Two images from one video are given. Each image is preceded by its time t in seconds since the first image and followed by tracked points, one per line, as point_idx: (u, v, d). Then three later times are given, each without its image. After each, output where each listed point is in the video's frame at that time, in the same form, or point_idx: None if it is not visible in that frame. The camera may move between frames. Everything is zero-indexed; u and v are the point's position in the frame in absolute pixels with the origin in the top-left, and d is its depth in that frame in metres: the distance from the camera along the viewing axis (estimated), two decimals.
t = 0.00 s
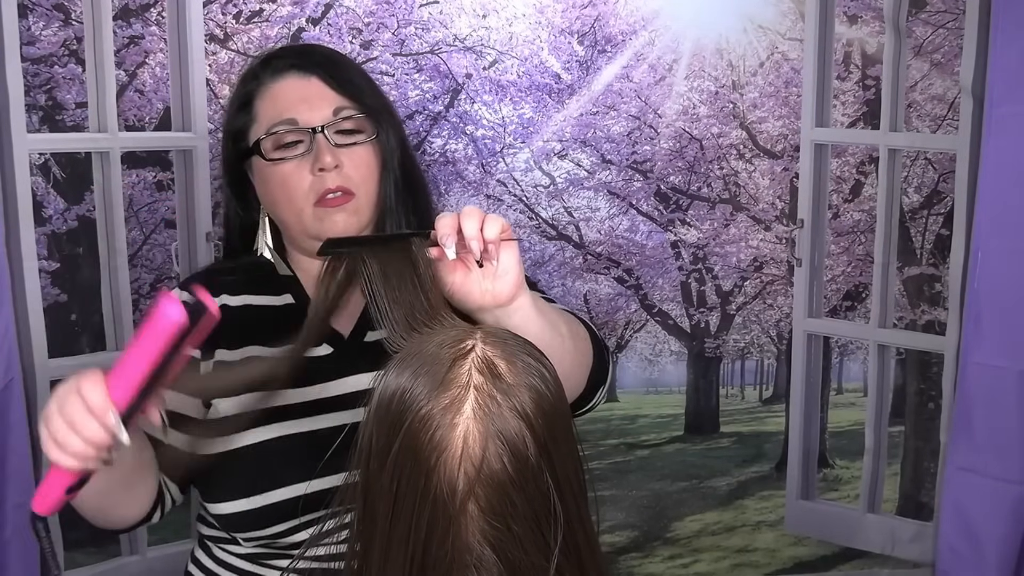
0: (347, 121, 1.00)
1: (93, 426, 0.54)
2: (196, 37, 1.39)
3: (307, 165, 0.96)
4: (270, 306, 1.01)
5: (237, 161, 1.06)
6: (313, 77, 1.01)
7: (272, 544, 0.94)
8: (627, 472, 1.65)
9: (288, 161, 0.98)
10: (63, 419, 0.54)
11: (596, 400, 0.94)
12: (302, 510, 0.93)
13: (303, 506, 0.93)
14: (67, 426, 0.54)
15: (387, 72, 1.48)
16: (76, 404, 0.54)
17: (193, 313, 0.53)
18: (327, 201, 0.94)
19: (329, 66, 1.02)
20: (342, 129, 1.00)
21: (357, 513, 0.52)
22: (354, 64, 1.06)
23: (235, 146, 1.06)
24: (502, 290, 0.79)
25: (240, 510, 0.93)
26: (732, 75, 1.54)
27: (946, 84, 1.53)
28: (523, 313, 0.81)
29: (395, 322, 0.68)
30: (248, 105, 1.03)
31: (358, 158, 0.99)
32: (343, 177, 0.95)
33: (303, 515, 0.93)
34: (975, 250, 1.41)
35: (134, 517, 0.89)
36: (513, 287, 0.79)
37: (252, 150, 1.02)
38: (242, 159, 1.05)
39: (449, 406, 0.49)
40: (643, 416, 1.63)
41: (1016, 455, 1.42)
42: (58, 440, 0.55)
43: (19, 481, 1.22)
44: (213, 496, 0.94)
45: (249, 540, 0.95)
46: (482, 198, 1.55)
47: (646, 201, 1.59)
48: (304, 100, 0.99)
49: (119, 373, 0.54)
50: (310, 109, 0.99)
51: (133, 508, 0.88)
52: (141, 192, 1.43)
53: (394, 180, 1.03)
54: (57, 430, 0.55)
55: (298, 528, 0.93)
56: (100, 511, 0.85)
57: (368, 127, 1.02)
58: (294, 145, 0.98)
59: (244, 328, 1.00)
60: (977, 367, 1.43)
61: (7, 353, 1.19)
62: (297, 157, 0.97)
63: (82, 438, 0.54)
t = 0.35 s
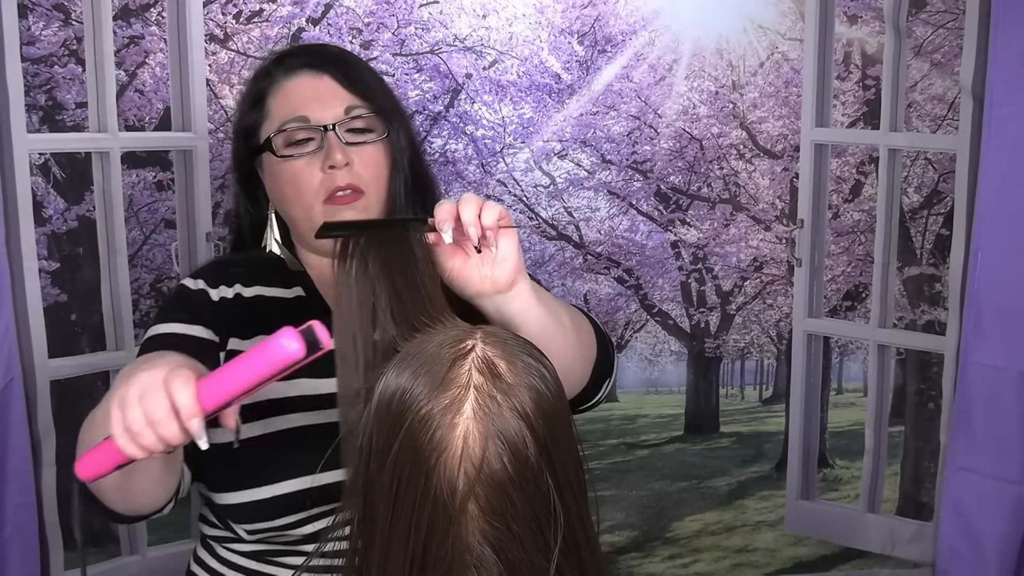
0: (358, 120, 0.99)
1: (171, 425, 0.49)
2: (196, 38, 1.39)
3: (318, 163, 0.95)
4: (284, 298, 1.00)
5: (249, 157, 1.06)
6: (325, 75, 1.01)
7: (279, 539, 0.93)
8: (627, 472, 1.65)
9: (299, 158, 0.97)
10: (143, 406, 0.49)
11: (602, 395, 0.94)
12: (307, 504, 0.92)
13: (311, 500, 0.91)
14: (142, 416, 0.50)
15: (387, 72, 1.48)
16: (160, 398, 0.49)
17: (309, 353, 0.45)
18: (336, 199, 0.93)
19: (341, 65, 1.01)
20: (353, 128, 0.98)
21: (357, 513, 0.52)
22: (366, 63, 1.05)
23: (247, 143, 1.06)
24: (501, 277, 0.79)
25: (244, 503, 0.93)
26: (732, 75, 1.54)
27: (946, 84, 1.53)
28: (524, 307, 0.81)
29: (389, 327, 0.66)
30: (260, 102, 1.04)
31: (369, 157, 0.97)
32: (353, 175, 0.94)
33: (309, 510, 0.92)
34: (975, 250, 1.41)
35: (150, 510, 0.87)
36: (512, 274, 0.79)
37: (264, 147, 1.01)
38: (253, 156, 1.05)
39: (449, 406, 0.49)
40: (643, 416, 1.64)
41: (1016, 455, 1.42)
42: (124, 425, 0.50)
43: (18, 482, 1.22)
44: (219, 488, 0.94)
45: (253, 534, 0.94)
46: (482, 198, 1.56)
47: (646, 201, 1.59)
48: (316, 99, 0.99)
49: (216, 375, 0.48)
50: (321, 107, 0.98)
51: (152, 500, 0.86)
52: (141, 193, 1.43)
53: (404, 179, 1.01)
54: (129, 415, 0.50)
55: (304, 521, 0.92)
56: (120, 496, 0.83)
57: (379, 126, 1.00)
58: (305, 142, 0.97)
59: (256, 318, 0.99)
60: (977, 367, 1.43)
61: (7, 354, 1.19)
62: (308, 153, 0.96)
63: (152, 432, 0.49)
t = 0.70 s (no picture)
0: (371, 120, 0.99)
1: (217, 383, 0.47)
2: (196, 38, 1.39)
3: (330, 161, 0.95)
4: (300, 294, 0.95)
5: (263, 155, 1.05)
6: (339, 75, 1.00)
7: (288, 532, 0.88)
8: (627, 472, 1.65)
9: (311, 157, 0.97)
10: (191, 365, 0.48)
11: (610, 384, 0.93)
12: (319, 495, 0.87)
13: (318, 492, 0.87)
14: (185, 372, 0.48)
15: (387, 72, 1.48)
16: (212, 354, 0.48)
17: (373, 335, 0.45)
18: (347, 197, 0.94)
19: (355, 65, 1.01)
20: (366, 128, 0.98)
21: (357, 513, 0.52)
22: (380, 64, 1.05)
23: (260, 141, 1.05)
24: (492, 265, 0.76)
25: (248, 493, 0.86)
26: (732, 75, 1.54)
27: (946, 84, 1.53)
28: (522, 297, 0.78)
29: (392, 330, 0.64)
30: (275, 101, 1.03)
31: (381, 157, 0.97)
32: (365, 174, 0.95)
33: (317, 502, 0.87)
34: (975, 250, 1.41)
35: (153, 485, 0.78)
36: (503, 261, 0.76)
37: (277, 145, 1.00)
38: (268, 154, 1.04)
39: (449, 406, 0.49)
40: (642, 416, 1.64)
41: (1016, 455, 1.42)
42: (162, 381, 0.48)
43: (18, 482, 1.22)
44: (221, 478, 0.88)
45: (259, 526, 0.89)
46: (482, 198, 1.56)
47: (646, 201, 1.59)
48: (329, 98, 0.99)
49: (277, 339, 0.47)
50: (334, 106, 0.98)
51: (160, 473, 0.77)
52: (141, 192, 1.43)
53: (414, 179, 1.01)
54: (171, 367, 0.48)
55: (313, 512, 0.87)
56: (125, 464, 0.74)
57: (391, 125, 1.00)
58: (318, 141, 0.97)
59: (273, 311, 0.94)
60: (977, 367, 1.43)
61: (7, 354, 1.19)
62: (321, 152, 0.96)
63: (194, 390, 0.48)
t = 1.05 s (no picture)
0: (383, 120, 0.98)
1: (261, 336, 0.48)
2: (196, 38, 1.40)
3: (341, 159, 0.95)
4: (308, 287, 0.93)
5: (273, 153, 1.05)
6: (352, 74, 1.00)
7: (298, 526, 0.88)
8: (627, 472, 1.66)
9: (323, 156, 0.97)
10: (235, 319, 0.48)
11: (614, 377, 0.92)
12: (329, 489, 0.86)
13: (319, 487, 0.86)
14: (227, 325, 0.48)
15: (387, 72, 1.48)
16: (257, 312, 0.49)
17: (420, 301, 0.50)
18: (358, 195, 0.94)
19: (367, 65, 1.01)
20: (377, 127, 0.98)
21: (357, 513, 0.52)
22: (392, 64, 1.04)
23: (272, 139, 1.05)
24: (491, 252, 0.77)
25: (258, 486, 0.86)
26: (732, 75, 1.54)
27: (946, 84, 1.51)
28: (521, 287, 0.79)
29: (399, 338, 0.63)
30: (288, 99, 1.02)
31: (392, 157, 0.98)
32: (375, 172, 0.95)
33: (317, 497, 0.87)
34: (975, 250, 1.41)
35: (152, 454, 0.75)
36: (502, 249, 0.77)
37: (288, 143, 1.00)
38: (278, 153, 1.04)
39: (449, 406, 0.49)
40: (642, 416, 1.64)
41: (1016, 456, 1.41)
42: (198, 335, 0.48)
43: (18, 483, 1.22)
44: (229, 470, 0.87)
45: (268, 521, 0.88)
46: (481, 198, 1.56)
47: (646, 201, 1.59)
48: (341, 97, 0.98)
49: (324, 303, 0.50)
50: (346, 105, 0.98)
51: (160, 440, 0.74)
52: (141, 192, 1.43)
53: (423, 178, 1.02)
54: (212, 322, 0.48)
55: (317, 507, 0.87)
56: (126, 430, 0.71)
57: (402, 125, 1.00)
58: (330, 139, 0.97)
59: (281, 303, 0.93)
60: (976, 367, 1.43)
61: (7, 354, 1.19)
62: (332, 150, 0.96)
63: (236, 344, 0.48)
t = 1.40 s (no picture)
0: (390, 118, 0.98)
1: (306, 328, 0.50)
2: (196, 38, 1.40)
3: (348, 158, 0.95)
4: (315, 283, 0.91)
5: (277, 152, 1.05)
6: (359, 74, 1.00)
7: (303, 526, 0.87)
8: (627, 471, 1.66)
9: (329, 154, 0.97)
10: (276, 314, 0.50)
11: (616, 362, 0.91)
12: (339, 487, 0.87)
13: (318, 490, 0.87)
14: (271, 317, 0.50)
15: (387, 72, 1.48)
16: (298, 305, 0.51)
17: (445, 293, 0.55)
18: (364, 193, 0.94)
19: (373, 65, 1.01)
20: (384, 126, 0.98)
21: (357, 513, 0.52)
22: (398, 65, 1.05)
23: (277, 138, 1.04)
24: (479, 237, 0.75)
25: (267, 484, 0.86)
26: (732, 75, 1.54)
27: (946, 84, 1.51)
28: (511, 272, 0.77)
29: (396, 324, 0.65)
30: (294, 99, 1.02)
31: (399, 155, 0.98)
32: (382, 170, 0.95)
33: (316, 500, 0.88)
34: (975, 251, 1.41)
35: (159, 442, 0.75)
36: (490, 233, 0.75)
37: (293, 143, 1.00)
38: (284, 152, 1.03)
39: (449, 406, 0.49)
40: (642, 416, 1.64)
41: (1016, 456, 1.41)
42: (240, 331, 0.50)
43: (18, 482, 1.23)
44: (239, 469, 0.87)
45: (275, 520, 0.88)
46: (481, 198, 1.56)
47: (646, 201, 1.59)
48: (349, 96, 0.99)
49: (358, 300, 0.53)
50: (354, 104, 0.98)
51: (170, 430, 0.74)
52: (141, 192, 1.43)
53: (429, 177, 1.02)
54: (253, 318, 0.50)
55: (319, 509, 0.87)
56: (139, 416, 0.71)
57: (408, 124, 1.00)
58: (336, 138, 0.97)
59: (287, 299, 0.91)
60: (976, 367, 1.43)
61: (7, 353, 1.19)
62: (339, 149, 0.96)
63: (279, 336, 0.50)
